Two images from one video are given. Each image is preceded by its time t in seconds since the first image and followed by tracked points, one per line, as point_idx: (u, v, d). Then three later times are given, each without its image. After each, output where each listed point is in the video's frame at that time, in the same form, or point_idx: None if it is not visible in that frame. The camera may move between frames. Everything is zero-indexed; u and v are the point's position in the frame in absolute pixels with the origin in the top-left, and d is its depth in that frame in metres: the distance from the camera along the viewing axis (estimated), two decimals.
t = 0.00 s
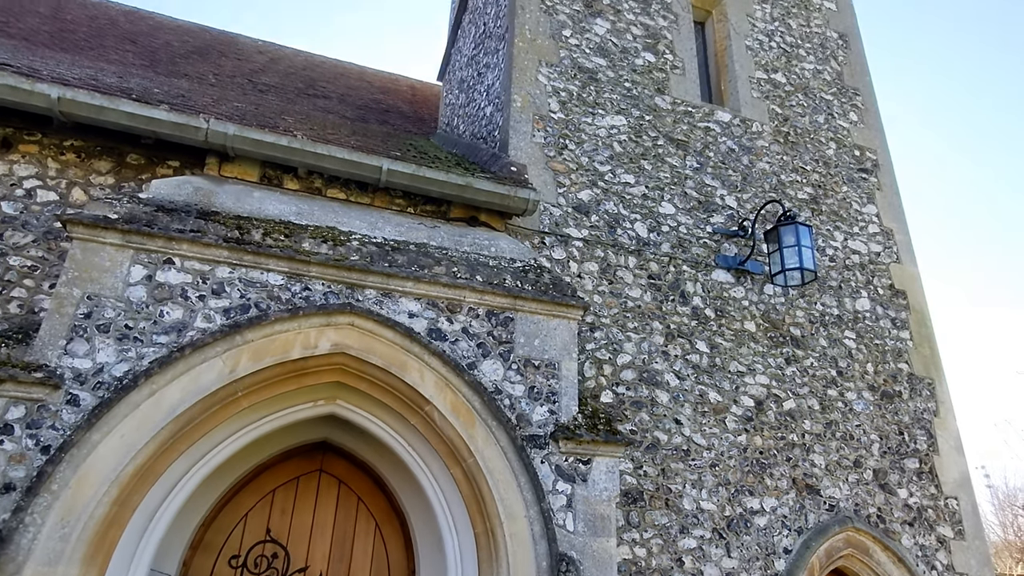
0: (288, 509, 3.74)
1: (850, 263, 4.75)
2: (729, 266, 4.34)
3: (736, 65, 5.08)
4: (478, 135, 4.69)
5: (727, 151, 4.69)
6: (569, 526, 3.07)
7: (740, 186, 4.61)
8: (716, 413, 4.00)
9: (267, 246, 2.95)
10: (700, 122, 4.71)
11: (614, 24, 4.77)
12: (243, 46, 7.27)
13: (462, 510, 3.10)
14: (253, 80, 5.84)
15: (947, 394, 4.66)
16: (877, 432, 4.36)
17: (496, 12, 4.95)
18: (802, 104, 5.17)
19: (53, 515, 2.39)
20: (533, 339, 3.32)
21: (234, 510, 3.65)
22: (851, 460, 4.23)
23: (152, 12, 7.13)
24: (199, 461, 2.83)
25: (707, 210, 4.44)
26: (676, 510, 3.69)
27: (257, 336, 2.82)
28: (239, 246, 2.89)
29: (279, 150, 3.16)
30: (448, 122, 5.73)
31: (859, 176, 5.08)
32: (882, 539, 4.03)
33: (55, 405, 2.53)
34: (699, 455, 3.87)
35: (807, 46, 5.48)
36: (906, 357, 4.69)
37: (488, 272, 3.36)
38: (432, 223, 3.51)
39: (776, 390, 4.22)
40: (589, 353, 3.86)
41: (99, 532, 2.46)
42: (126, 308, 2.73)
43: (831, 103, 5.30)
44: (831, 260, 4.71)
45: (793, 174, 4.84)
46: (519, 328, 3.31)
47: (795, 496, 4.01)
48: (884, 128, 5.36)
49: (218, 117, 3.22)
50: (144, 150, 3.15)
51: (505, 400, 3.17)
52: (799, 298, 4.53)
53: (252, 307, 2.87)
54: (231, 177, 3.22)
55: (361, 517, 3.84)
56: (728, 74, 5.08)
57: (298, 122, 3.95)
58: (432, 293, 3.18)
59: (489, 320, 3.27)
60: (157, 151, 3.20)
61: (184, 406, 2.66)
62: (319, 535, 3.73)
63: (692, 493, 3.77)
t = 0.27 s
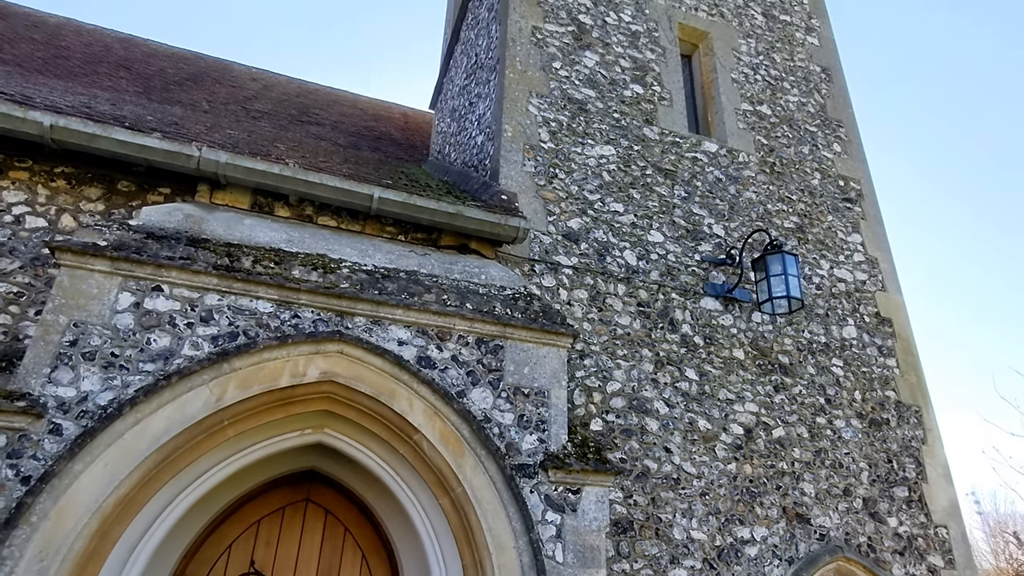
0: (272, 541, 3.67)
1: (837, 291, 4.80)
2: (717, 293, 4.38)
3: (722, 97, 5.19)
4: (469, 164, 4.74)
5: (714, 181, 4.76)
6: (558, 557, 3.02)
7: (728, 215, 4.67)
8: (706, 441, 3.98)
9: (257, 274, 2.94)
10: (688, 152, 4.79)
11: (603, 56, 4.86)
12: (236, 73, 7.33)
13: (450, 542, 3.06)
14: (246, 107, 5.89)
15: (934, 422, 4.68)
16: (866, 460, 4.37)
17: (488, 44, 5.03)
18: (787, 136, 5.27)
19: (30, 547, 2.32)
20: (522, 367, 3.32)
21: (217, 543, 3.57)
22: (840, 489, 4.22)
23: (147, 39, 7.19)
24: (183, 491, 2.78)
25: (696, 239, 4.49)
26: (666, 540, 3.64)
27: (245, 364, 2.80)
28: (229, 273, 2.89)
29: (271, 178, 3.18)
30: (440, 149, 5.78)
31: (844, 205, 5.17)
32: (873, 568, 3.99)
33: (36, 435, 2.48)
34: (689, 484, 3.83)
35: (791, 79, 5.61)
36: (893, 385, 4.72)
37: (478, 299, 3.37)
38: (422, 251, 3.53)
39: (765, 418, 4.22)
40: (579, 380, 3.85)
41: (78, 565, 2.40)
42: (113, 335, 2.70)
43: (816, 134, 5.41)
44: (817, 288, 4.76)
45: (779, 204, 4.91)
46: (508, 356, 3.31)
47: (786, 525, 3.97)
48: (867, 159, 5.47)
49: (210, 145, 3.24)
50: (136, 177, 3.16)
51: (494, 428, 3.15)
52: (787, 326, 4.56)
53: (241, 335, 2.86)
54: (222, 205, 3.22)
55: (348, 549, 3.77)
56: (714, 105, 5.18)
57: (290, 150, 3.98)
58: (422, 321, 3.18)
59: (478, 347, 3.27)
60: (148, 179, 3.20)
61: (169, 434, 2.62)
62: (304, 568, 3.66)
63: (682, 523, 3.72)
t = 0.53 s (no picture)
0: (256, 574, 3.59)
1: (823, 319, 4.84)
2: (705, 321, 4.40)
3: (710, 128, 5.29)
4: (461, 191, 4.78)
5: (702, 210, 4.82)
6: None
7: (716, 244, 4.72)
8: (696, 469, 3.96)
9: (247, 301, 2.94)
10: (676, 181, 4.86)
11: (593, 87, 4.95)
12: (230, 100, 7.39)
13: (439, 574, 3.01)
14: (239, 133, 5.93)
15: (922, 450, 4.70)
16: (855, 488, 4.36)
17: (480, 74, 5.12)
18: (773, 166, 5.37)
19: None
20: (512, 396, 3.31)
21: None
22: (830, 518, 4.21)
23: (141, 65, 7.25)
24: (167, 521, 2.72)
25: (684, 267, 4.53)
26: (657, 570, 3.58)
27: (233, 392, 2.78)
28: (218, 300, 2.89)
29: (263, 206, 3.20)
30: (432, 177, 5.83)
31: (830, 234, 5.25)
32: None
33: (17, 464, 2.45)
34: (679, 513, 3.79)
35: (776, 111, 5.73)
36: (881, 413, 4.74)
37: (468, 327, 3.38)
38: (413, 278, 3.54)
39: (754, 446, 4.21)
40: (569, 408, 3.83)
41: None
42: (99, 363, 2.68)
43: (801, 165, 5.51)
44: (805, 316, 4.81)
45: (766, 233, 4.98)
46: (498, 384, 3.31)
47: (777, 555, 3.94)
48: (852, 189, 5.57)
49: (203, 173, 3.26)
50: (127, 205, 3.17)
51: (484, 457, 3.13)
52: (775, 353, 4.59)
53: (229, 362, 2.84)
54: (213, 232, 3.23)
55: None
56: (702, 136, 5.28)
57: (282, 177, 4.00)
58: (411, 349, 3.18)
59: (468, 375, 3.27)
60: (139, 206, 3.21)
61: (154, 464, 2.59)
62: None
63: (673, 553, 3.67)
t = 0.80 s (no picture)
0: None
1: (812, 348, 4.88)
2: (695, 349, 4.42)
3: (699, 159, 5.37)
4: (453, 219, 4.81)
5: (691, 240, 4.88)
6: None
7: (705, 273, 4.77)
8: (686, 499, 3.93)
9: (237, 329, 2.93)
10: (666, 211, 4.92)
11: (584, 118, 5.03)
12: (224, 125, 7.44)
13: None
14: (233, 159, 5.95)
15: (912, 480, 4.71)
16: (846, 518, 4.34)
17: (473, 104, 5.19)
18: (761, 197, 5.45)
19: None
20: (502, 425, 3.30)
21: None
22: (822, 548, 4.18)
23: (136, 91, 7.30)
24: (149, 554, 2.67)
25: (674, 295, 4.56)
26: None
27: (221, 422, 2.76)
28: (208, 328, 2.88)
29: (255, 234, 3.21)
30: (424, 204, 5.87)
31: (817, 264, 5.31)
32: None
33: None
34: (670, 544, 3.75)
35: (764, 142, 5.83)
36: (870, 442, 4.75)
37: (458, 356, 3.38)
38: (404, 306, 3.54)
39: (745, 475, 4.19)
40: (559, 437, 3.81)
41: None
42: (85, 391, 2.66)
43: (788, 195, 5.59)
44: (793, 344, 4.84)
45: (754, 262, 5.03)
46: (488, 413, 3.30)
47: None
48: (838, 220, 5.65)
49: (195, 201, 3.28)
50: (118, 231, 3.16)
51: (473, 487, 3.10)
52: (765, 382, 4.60)
53: (218, 391, 2.82)
54: (204, 259, 3.23)
55: None
56: (691, 167, 5.36)
57: (275, 205, 4.02)
58: (402, 377, 3.17)
59: (458, 404, 3.25)
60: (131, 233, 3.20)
61: (139, 495, 2.54)
62: None
63: None
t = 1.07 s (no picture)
0: None
1: (803, 378, 4.89)
2: (687, 379, 4.42)
3: (689, 190, 5.44)
4: (446, 248, 4.84)
5: (682, 270, 4.92)
6: None
7: (696, 303, 4.80)
8: (679, 531, 3.88)
9: (228, 358, 2.92)
10: (657, 241, 4.97)
11: (576, 150, 5.10)
12: (219, 152, 7.49)
13: None
14: (227, 185, 5.98)
15: (904, 511, 4.69)
16: (839, 551, 4.31)
17: (467, 135, 5.26)
18: (751, 228, 5.52)
19: None
20: (493, 456, 3.28)
21: None
22: None
23: (132, 117, 7.35)
24: None
25: (666, 325, 4.58)
26: None
27: (209, 452, 2.73)
28: (199, 357, 2.86)
29: (249, 262, 3.21)
30: (418, 232, 5.90)
31: (807, 294, 5.36)
32: None
33: None
34: None
35: (753, 175, 5.93)
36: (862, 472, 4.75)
37: (450, 386, 3.36)
38: (396, 335, 3.54)
39: (737, 507, 4.15)
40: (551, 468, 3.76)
41: None
42: (72, 421, 2.63)
43: (777, 226, 5.67)
44: (784, 374, 4.86)
45: (745, 292, 5.07)
46: (479, 444, 3.27)
47: None
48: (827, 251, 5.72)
49: (190, 230, 3.29)
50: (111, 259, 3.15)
51: (464, 519, 3.06)
52: (756, 412, 4.59)
53: (207, 421, 2.79)
54: (197, 287, 3.22)
55: None
56: (681, 198, 5.43)
57: (269, 233, 4.03)
58: (393, 407, 3.15)
59: (449, 435, 3.23)
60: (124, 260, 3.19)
61: (123, 527, 2.50)
62: None
63: None
